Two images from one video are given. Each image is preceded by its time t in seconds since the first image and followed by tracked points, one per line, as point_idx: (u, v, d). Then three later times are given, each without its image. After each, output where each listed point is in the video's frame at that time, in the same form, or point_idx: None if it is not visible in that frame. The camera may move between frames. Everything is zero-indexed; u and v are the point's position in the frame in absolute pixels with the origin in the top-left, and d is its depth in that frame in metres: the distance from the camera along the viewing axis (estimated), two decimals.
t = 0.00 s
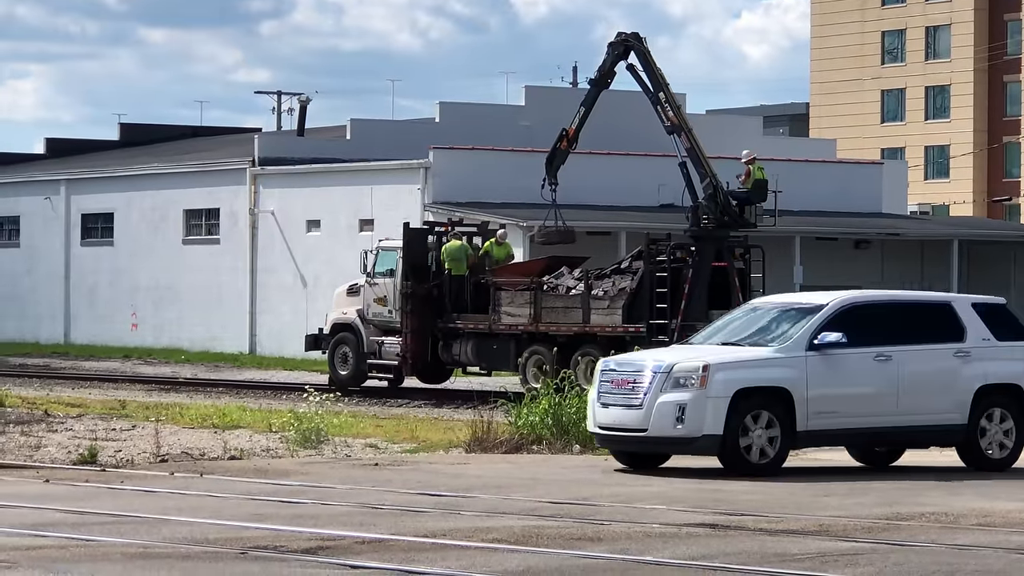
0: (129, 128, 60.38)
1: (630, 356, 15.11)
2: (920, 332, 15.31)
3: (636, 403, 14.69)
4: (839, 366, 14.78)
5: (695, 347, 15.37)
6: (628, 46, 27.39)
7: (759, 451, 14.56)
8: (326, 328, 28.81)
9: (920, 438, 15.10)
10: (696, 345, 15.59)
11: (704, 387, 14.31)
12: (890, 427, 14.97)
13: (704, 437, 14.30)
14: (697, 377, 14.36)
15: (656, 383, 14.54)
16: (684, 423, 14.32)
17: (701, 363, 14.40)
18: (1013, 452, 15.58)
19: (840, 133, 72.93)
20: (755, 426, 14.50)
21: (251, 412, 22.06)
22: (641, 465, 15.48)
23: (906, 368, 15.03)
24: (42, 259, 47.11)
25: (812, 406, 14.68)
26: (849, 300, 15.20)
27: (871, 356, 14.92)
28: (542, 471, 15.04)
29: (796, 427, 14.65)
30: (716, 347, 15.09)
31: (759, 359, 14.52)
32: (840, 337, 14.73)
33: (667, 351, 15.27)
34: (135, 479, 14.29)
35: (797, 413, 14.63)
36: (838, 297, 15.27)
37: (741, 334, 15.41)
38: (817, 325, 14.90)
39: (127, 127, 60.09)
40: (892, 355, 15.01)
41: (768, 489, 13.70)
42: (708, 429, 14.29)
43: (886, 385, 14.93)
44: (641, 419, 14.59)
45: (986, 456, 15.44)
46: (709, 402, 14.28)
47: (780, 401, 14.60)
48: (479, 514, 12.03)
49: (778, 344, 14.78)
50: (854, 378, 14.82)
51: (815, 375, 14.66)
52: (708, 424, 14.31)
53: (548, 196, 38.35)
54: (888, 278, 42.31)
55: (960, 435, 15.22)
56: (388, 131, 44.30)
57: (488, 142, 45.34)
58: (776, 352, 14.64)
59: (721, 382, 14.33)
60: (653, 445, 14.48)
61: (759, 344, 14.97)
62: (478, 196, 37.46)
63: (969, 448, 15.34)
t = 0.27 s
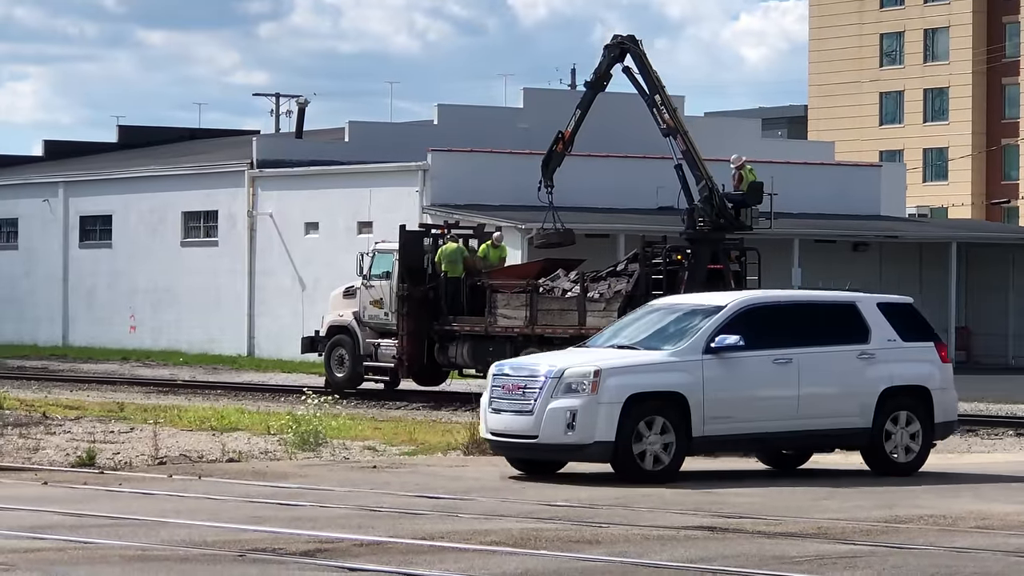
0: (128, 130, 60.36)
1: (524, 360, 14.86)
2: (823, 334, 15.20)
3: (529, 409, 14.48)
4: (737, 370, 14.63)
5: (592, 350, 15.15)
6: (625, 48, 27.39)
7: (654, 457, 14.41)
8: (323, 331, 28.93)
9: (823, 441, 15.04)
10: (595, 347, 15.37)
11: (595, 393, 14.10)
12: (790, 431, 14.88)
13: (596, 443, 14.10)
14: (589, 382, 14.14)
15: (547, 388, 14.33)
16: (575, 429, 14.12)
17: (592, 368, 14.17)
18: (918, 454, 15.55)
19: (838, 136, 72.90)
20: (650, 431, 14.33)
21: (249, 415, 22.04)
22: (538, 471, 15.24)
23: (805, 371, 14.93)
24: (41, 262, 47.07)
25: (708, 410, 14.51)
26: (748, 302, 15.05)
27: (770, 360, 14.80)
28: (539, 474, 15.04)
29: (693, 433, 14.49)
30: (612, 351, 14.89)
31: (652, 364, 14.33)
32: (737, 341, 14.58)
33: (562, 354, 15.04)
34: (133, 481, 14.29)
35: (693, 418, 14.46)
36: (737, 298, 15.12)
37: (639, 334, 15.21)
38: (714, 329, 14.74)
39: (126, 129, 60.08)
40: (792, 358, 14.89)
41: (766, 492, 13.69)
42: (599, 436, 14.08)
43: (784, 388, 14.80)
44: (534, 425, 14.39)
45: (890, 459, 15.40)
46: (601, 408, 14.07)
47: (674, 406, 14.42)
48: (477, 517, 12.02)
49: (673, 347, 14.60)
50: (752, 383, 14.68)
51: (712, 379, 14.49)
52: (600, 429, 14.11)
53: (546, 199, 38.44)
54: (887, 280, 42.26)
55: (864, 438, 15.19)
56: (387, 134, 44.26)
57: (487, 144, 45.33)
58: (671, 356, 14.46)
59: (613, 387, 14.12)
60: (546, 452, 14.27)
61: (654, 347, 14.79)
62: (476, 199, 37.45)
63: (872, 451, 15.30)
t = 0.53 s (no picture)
0: (130, 136, 60.43)
1: (429, 370, 14.40)
2: (737, 339, 15.01)
3: (430, 420, 14.01)
4: (648, 378, 14.37)
5: (498, 358, 14.76)
6: (625, 56, 27.42)
7: (557, 467, 14.09)
8: (323, 337, 29.07)
9: (735, 448, 14.84)
10: (503, 356, 14.97)
11: (498, 403, 13.71)
12: (702, 439, 14.65)
13: (500, 454, 13.72)
14: (491, 393, 13.74)
15: (449, 399, 13.87)
16: (477, 440, 13.70)
17: (495, 377, 13.79)
18: (836, 460, 15.50)
19: (841, 143, 72.85)
20: (554, 442, 14.01)
21: (251, 422, 22.05)
22: (442, 483, 14.78)
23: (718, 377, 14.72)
24: (42, 268, 47.12)
25: (616, 419, 14.25)
26: (660, 307, 14.80)
27: (682, 367, 14.56)
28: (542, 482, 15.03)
29: (601, 442, 14.22)
30: (518, 359, 14.52)
31: (559, 372, 14.03)
32: (646, 348, 14.32)
33: (465, 363, 14.63)
34: (137, 487, 14.32)
35: (601, 428, 14.18)
36: (648, 304, 14.86)
37: (549, 341, 14.86)
38: (624, 335, 14.46)
39: (128, 136, 60.15)
40: (705, 364, 14.67)
41: (768, 500, 13.70)
42: (503, 446, 13.72)
43: (695, 396, 14.58)
44: (435, 436, 13.92)
45: (807, 469, 15.36)
46: (505, 418, 13.70)
47: (581, 416, 14.14)
48: (480, 523, 12.04)
49: (581, 355, 14.30)
50: (663, 390, 14.43)
51: (621, 388, 14.23)
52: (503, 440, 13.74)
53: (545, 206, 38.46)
54: (889, 286, 42.24)
55: (779, 445, 15.03)
56: (390, 140, 44.31)
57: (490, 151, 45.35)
58: (579, 364, 14.16)
59: (516, 397, 13.75)
60: (447, 464, 13.82)
61: (563, 354, 14.46)
62: (478, 206, 37.50)
63: (789, 459, 15.19)
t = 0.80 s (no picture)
0: (135, 141, 60.50)
1: (345, 378, 13.79)
2: (662, 345, 14.53)
3: (344, 430, 13.44)
4: (567, 386, 13.87)
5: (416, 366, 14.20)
6: (627, 62, 27.43)
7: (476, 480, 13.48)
8: (325, 342, 29.12)
9: (660, 457, 14.37)
10: (423, 363, 14.40)
11: (414, 413, 13.15)
12: (624, 449, 14.16)
13: (415, 466, 13.16)
14: (406, 402, 13.18)
15: (364, 409, 13.29)
16: (392, 452, 13.14)
17: (410, 387, 13.24)
18: (765, 468, 15.04)
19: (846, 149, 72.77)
20: (468, 454, 13.41)
21: (256, 427, 22.04)
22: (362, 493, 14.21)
23: (641, 385, 14.24)
24: (47, 272, 47.15)
25: (535, 428, 13.71)
26: (582, 313, 14.30)
27: (603, 374, 14.08)
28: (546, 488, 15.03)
29: (519, 452, 13.66)
30: (436, 367, 13.97)
31: (477, 381, 13.48)
32: (566, 355, 13.80)
33: (381, 371, 14.06)
34: (140, 492, 14.31)
35: (518, 437, 13.62)
36: (569, 309, 14.36)
37: (469, 349, 14.31)
38: (543, 343, 13.95)
39: (133, 140, 60.21)
40: (627, 372, 14.20)
41: (773, 506, 13.69)
42: (419, 458, 13.15)
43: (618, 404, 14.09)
44: (350, 446, 13.33)
45: (736, 479, 14.85)
46: (420, 429, 13.14)
47: (500, 426, 13.58)
48: (483, 529, 12.03)
49: (500, 363, 13.78)
50: (584, 399, 13.93)
51: (540, 396, 13.71)
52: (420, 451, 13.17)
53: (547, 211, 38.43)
54: (893, 293, 42.20)
55: (705, 453, 14.58)
56: (395, 145, 44.35)
57: (495, 156, 45.37)
58: (496, 373, 13.63)
59: (433, 407, 13.19)
60: (361, 475, 13.25)
61: (482, 362, 13.94)
62: (483, 212, 37.49)
63: (715, 468, 14.72)
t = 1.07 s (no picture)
0: (136, 145, 60.51)
1: (267, 386, 13.43)
2: (591, 352, 14.15)
3: (263, 439, 13.10)
4: (490, 394, 13.52)
5: (336, 374, 13.84)
6: (625, 67, 27.44)
7: (397, 486, 13.23)
8: (323, 346, 29.11)
9: (587, 465, 14.01)
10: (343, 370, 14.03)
11: (334, 422, 12.84)
12: (549, 458, 13.80)
13: (335, 475, 12.88)
14: (326, 411, 12.87)
15: (283, 417, 12.96)
16: (311, 461, 12.83)
17: (330, 395, 12.91)
18: (697, 474, 14.68)
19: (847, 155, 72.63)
20: (391, 461, 13.16)
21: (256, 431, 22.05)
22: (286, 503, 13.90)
23: (567, 393, 13.87)
24: (48, 276, 47.15)
25: (459, 436, 13.39)
26: (507, 320, 13.92)
27: (528, 381, 13.71)
28: (549, 493, 15.00)
29: (442, 461, 13.33)
30: (357, 376, 13.61)
31: (397, 390, 13.15)
32: (489, 363, 13.45)
33: (306, 379, 13.75)
34: (139, 496, 14.31)
35: (442, 445, 13.30)
36: (495, 316, 13.98)
37: (392, 356, 13.96)
38: (466, 350, 13.59)
39: (134, 143, 60.22)
40: (553, 379, 13.83)
41: (772, 512, 13.70)
42: (339, 467, 12.87)
43: (543, 412, 13.73)
44: (269, 456, 13.01)
45: (666, 486, 14.51)
46: (340, 438, 12.84)
47: (424, 434, 13.30)
48: (482, 533, 12.04)
49: (422, 371, 13.43)
50: (508, 407, 13.57)
51: (463, 405, 13.36)
52: (339, 461, 12.89)
53: (544, 216, 38.26)
54: (893, 299, 42.18)
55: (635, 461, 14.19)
56: (395, 150, 44.35)
57: (496, 161, 45.36)
58: (418, 381, 13.30)
59: (353, 415, 12.90)
60: (280, 486, 12.94)
61: (406, 369, 13.62)
62: (483, 217, 37.54)
63: (644, 476, 14.38)
